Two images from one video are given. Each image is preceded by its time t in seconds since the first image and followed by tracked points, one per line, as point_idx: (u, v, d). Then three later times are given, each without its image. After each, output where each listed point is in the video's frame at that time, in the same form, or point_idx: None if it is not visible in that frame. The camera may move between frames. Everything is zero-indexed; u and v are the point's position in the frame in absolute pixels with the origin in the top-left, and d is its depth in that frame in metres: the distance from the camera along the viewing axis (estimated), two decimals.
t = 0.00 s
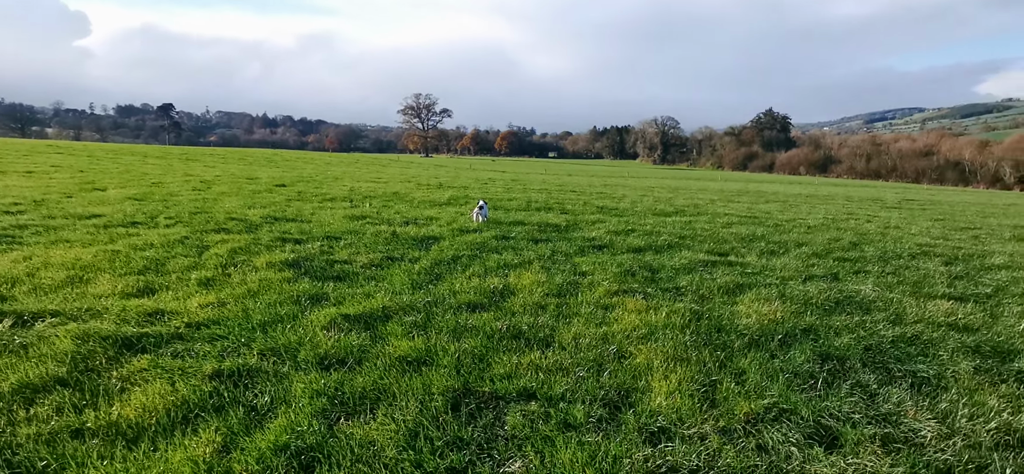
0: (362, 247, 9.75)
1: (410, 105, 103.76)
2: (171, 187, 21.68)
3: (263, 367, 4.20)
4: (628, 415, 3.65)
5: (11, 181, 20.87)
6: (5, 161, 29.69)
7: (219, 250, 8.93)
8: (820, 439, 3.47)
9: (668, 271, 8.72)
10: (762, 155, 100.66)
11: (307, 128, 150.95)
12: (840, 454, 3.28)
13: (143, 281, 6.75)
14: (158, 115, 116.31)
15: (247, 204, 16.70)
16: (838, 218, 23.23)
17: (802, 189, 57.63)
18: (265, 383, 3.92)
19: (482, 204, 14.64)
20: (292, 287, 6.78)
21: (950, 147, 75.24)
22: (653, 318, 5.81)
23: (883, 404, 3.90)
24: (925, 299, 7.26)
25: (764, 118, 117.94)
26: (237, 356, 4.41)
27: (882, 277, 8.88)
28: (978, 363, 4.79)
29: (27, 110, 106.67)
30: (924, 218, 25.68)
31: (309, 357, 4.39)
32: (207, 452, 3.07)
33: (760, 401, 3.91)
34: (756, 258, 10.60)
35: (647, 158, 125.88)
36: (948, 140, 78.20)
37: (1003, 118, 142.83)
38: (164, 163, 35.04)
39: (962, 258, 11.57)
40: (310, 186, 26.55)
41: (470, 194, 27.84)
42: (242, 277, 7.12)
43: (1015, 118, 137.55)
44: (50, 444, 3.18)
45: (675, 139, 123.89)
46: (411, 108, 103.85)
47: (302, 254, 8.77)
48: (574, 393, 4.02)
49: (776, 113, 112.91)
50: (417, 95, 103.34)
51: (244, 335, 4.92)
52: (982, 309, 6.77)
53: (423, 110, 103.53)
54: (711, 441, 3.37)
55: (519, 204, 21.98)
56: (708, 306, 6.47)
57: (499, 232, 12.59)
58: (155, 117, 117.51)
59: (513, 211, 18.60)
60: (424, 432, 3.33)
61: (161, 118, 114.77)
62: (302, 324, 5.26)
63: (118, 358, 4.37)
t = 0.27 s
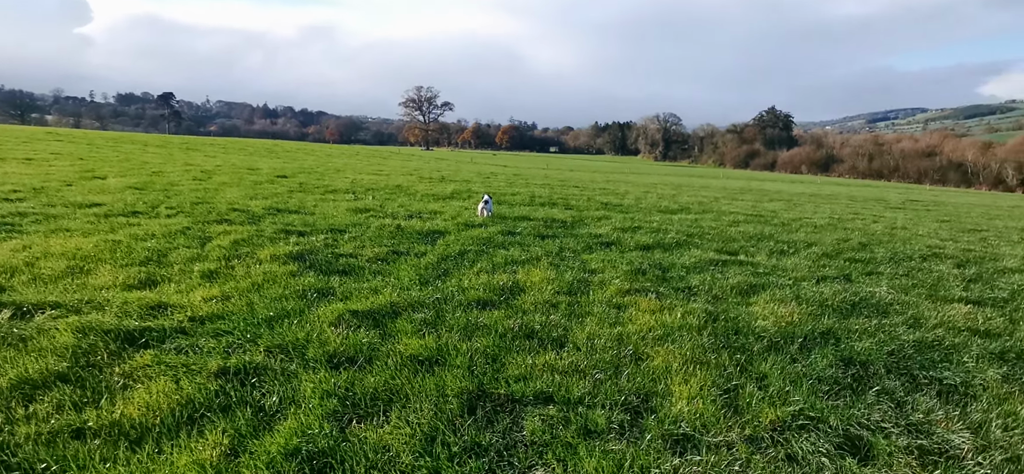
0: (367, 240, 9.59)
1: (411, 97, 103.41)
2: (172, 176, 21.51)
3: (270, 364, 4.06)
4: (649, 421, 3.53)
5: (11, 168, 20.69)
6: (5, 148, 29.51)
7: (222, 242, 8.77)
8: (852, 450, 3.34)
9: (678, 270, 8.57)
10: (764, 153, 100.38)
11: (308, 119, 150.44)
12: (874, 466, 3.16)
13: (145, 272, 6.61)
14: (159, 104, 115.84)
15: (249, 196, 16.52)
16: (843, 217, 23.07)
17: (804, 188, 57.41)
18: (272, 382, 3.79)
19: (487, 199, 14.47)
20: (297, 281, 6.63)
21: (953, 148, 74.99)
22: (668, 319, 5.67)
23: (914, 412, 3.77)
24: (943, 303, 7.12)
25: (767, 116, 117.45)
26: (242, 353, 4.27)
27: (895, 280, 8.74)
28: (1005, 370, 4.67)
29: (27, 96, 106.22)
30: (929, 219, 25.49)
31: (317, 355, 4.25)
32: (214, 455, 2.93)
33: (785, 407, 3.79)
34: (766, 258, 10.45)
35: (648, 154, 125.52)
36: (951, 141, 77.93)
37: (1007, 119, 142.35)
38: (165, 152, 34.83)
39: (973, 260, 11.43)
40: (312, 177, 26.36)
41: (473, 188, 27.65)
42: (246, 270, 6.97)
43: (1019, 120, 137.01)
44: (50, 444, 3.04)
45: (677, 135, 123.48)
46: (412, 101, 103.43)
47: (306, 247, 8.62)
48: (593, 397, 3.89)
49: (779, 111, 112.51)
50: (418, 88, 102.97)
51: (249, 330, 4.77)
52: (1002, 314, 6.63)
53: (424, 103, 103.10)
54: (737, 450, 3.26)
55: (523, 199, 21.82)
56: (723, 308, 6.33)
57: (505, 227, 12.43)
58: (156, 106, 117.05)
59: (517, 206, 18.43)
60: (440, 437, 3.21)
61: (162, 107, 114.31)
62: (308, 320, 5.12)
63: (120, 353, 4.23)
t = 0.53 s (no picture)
0: (371, 248, 9.42)
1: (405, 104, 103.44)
2: (169, 187, 21.31)
3: (282, 382, 3.88)
4: (682, 434, 3.39)
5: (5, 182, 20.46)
6: None
7: (223, 253, 8.59)
8: (898, 459, 3.21)
9: (690, 273, 8.42)
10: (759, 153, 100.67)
11: (303, 127, 150.28)
12: None
13: (146, 286, 6.43)
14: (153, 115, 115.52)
15: (248, 205, 16.35)
16: (845, 216, 23.03)
17: (801, 187, 57.50)
18: (286, 400, 3.62)
19: (489, 204, 14.32)
20: (303, 292, 6.45)
21: (947, 145, 75.34)
22: (688, 325, 5.53)
23: (956, 417, 3.63)
24: (962, 301, 7.01)
25: (761, 116, 117.85)
26: (252, 370, 4.09)
27: (909, 279, 8.63)
28: None
29: (20, 110, 105.81)
30: (929, 216, 25.44)
31: (331, 371, 4.07)
32: None
33: (821, 415, 3.64)
34: (776, 259, 10.31)
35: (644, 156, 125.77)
36: (944, 138, 78.30)
37: (998, 115, 143.27)
38: (160, 163, 34.59)
39: (981, 257, 11.35)
40: (309, 186, 26.16)
41: (472, 193, 27.49)
42: (250, 282, 6.79)
43: (1011, 116, 137.83)
44: None
45: (672, 137, 123.90)
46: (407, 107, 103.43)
47: (310, 256, 8.44)
48: (620, 409, 3.73)
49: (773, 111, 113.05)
50: (413, 95, 103.04)
51: (258, 345, 4.61)
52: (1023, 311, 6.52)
53: (419, 109, 103.12)
54: (779, 463, 3.14)
55: (523, 204, 21.70)
56: (741, 312, 6.21)
57: (509, 232, 12.28)
58: (150, 117, 116.69)
59: (518, 211, 18.29)
60: (466, 457, 3.07)
61: (156, 118, 113.94)
62: (319, 333, 4.95)
63: (124, 373, 4.05)
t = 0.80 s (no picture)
0: (374, 254, 9.27)
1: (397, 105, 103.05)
2: (161, 192, 20.97)
3: (297, 399, 3.74)
4: (717, 452, 3.40)
5: None
6: None
7: (224, 261, 8.41)
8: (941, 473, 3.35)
9: (698, 276, 8.34)
10: (750, 151, 101.22)
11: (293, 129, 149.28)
12: None
13: (147, 297, 6.25)
14: (140, 118, 114.17)
15: (244, 210, 16.12)
16: (841, 214, 23.17)
17: (793, 185, 57.81)
18: (303, 419, 3.48)
19: (489, 207, 14.21)
20: (309, 301, 6.30)
21: (933, 141, 76.18)
22: (705, 333, 5.46)
23: (992, 428, 3.77)
24: (973, 303, 7.04)
25: (751, 114, 118.51)
26: (265, 387, 3.95)
27: (916, 279, 8.67)
28: None
29: (5, 114, 104.22)
30: (923, 213, 25.59)
31: (346, 386, 3.94)
32: None
33: (858, 427, 3.75)
34: (780, 260, 10.27)
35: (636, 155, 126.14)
36: (931, 134, 79.19)
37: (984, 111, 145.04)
38: (150, 167, 34.11)
39: (982, 255, 11.43)
40: (303, 189, 25.89)
41: (468, 195, 27.33)
42: (254, 291, 6.63)
43: (995, 112, 139.39)
44: None
45: (664, 136, 124.38)
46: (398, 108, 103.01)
47: (313, 263, 8.27)
48: (649, 425, 3.68)
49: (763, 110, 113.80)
50: (404, 95, 102.68)
51: (269, 359, 4.46)
52: None
53: (411, 110, 102.73)
54: None
55: (521, 205, 21.61)
56: (757, 317, 6.18)
57: (511, 235, 12.19)
58: (138, 120, 115.37)
59: (517, 212, 18.20)
60: None
61: (144, 121, 112.64)
62: (330, 345, 4.80)
63: (132, 391, 3.89)
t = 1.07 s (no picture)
0: (392, 253, 9.15)
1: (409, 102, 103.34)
2: (176, 184, 21.03)
3: (324, 404, 3.61)
4: None
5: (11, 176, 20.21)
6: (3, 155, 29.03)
7: (242, 256, 8.32)
8: None
9: (724, 285, 8.12)
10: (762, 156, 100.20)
11: (306, 124, 150.10)
12: None
13: (166, 292, 6.14)
14: (156, 110, 115.32)
15: (259, 204, 16.09)
16: (860, 223, 22.78)
17: (807, 192, 57.11)
18: (331, 428, 3.35)
19: (506, 207, 14.07)
20: (330, 300, 6.17)
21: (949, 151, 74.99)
22: (740, 345, 5.28)
23: None
24: (1013, 321, 6.78)
25: (763, 119, 117.50)
26: (291, 390, 3.82)
27: (949, 294, 8.40)
28: None
29: (24, 103, 105.71)
30: (943, 224, 25.07)
31: (375, 393, 3.80)
32: None
33: (913, 452, 3.55)
34: (806, 269, 10.01)
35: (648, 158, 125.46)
36: (948, 144, 77.97)
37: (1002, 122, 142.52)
38: (165, 159, 34.34)
39: (1012, 270, 11.12)
40: (317, 184, 25.88)
41: (482, 194, 27.20)
42: (274, 288, 6.51)
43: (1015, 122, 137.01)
44: None
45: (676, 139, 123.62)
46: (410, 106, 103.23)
47: (331, 261, 8.15)
48: (692, 443, 3.52)
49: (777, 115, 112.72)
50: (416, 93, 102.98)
51: (293, 361, 4.33)
52: None
53: (422, 108, 102.88)
54: None
55: (536, 206, 21.44)
56: (791, 329, 5.98)
57: (529, 236, 12.02)
58: (153, 111, 116.53)
59: (533, 213, 18.04)
60: None
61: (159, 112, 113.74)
62: (355, 347, 4.67)
63: (155, 391, 3.78)
